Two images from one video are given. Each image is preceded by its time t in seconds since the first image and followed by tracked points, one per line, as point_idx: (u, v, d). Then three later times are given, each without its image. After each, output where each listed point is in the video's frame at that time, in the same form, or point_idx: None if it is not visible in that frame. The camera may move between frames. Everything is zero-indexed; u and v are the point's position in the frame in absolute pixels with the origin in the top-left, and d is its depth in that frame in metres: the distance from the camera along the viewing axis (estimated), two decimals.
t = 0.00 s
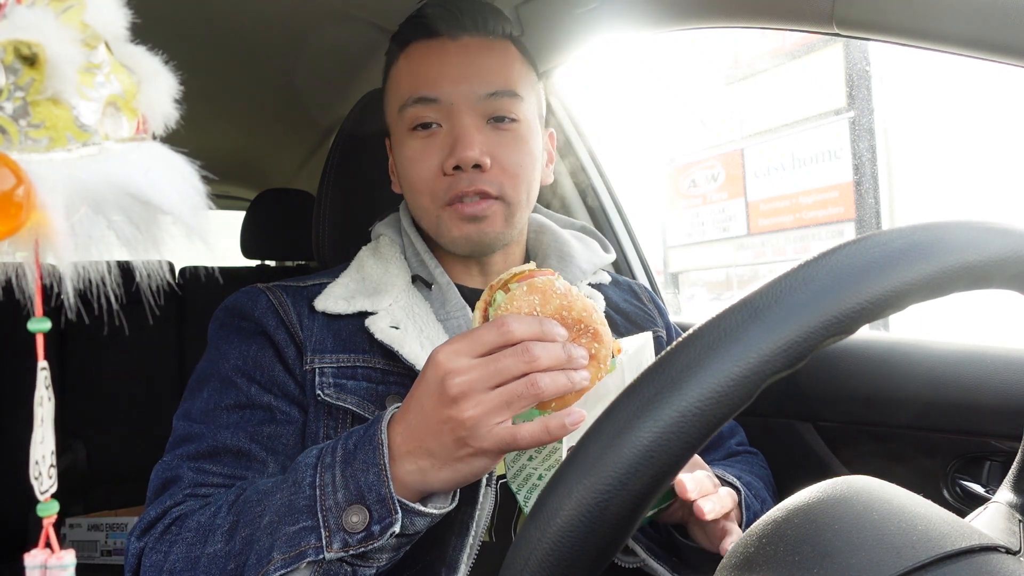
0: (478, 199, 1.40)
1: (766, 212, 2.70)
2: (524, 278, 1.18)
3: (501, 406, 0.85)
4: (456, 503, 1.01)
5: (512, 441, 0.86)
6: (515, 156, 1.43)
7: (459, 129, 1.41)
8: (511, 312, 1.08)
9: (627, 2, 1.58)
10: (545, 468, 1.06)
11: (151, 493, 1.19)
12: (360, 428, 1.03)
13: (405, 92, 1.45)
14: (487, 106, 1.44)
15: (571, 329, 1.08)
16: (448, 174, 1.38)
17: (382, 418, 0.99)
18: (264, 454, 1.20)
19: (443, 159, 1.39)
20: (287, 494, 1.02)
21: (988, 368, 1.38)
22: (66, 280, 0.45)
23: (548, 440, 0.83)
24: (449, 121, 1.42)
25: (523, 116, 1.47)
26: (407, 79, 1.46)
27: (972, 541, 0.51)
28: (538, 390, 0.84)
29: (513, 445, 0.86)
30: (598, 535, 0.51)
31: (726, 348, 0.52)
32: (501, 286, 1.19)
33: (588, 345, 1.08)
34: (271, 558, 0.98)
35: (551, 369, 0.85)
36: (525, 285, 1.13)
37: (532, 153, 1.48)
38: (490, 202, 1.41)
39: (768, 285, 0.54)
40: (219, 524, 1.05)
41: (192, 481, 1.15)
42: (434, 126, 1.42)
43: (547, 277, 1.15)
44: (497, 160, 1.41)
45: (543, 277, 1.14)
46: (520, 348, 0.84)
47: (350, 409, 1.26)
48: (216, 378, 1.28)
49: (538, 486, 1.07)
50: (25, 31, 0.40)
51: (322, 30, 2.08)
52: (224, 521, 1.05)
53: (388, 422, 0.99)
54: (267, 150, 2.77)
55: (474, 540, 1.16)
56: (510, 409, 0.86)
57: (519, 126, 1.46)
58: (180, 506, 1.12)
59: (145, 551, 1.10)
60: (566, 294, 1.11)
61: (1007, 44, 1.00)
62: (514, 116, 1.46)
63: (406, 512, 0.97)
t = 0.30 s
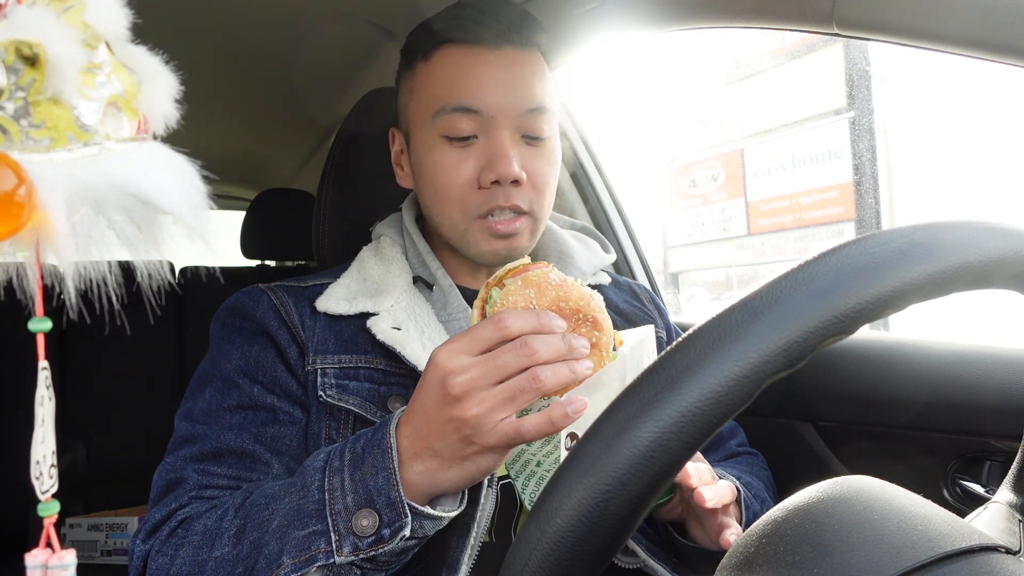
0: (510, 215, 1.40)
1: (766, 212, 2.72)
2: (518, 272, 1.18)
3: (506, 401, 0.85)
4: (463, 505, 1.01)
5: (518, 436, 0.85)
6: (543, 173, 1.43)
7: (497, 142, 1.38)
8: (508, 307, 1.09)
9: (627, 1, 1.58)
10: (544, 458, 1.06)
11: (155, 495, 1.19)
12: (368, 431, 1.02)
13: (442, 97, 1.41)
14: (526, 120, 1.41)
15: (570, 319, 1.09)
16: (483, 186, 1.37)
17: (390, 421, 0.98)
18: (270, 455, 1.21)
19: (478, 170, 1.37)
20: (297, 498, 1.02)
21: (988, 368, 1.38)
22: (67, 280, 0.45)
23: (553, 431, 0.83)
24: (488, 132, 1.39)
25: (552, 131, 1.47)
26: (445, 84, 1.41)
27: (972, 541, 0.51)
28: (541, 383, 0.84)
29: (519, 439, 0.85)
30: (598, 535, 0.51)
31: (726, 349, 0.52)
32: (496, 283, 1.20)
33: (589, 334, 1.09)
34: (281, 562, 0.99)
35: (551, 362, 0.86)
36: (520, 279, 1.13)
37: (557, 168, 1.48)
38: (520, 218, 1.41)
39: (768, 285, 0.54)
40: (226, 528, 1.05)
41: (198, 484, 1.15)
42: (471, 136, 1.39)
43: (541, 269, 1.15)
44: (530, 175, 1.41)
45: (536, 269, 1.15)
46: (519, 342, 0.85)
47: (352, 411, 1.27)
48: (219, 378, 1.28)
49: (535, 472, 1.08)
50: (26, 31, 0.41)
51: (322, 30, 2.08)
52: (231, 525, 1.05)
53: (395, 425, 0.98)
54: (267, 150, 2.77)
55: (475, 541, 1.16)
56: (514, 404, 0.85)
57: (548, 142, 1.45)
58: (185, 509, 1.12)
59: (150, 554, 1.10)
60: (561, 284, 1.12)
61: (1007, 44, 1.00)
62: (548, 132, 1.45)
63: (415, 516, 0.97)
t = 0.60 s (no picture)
0: (517, 217, 1.39)
1: (766, 212, 2.72)
2: (521, 273, 1.19)
3: (506, 398, 0.85)
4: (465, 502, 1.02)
5: (517, 432, 0.85)
6: (551, 177, 1.43)
7: (506, 146, 1.38)
8: (510, 307, 1.09)
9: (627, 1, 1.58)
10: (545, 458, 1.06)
11: (154, 495, 1.19)
12: (371, 430, 1.03)
13: (452, 98, 1.41)
14: (535, 124, 1.42)
15: (572, 320, 1.09)
16: (492, 188, 1.37)
17: (392, 420, 0.98)
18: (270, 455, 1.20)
19: (488, 172, 1.37)
20: (299, 496, 1.02)
21: (988, 368, 1.38)
22: (66, 280, 0.45)
23: (551, 426, 0.81)
24: (497, 135, 1.39)
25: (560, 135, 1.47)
26: (454, 85, 1.42)
27: (972, 541, 0.51)
28: (540, 380, 0.84)
29: (519, 434, 0.85)
30: (598, 534, 0.51)
31: (726, 349, 0.52)
32: (500, 284, 1.20)
33: (591, 335, 1.09)
34: (284, 559, 0.98)
35: (552, 360, 0.86)
36: (523, 280, 1.14)
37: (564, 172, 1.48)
38: (527, 221, 1.40)
39: (768, 285, 0.54)
40: (227, 526, 1.05)
41: (198, 483, 1.15)
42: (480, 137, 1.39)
43: (544, 270, 1.16)
44: (538, 178, 1.40)
45: (539, 270, 1.15)
46: (519, 339, 0.85)
47: (353, 411, 1.27)
48: (219, 378, 1.27)
49: (536, 475, 1.08)
50: (26, 31, 0.41)
51: (322, 30, 2.08)
52: (232, 523, 1.05)
53: (399, 422, 0.98)
54: (268, 150, 2.77)
55: (475, 542, 1.16)
56: (514, 401, 0.85)
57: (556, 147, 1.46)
58: (185, 507, 1.12)
59: (150, 552, 1.09)
60: (564, 284, 1.13)
61: (1007, 44, 1.00)
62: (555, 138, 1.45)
63: (418, 514, 0.97)
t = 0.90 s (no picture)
0: (503, 202, 1.39)
1: (766, 212, 2.74)
2: (525, 276, 1.18)
3: (502, 395, 0.84)
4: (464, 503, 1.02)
5: (513, 427, 0.85)
6: (538, 161, 1.43)
7: (488, 126, 1.39)
8: (512, 307, 1.10)
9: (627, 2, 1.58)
10: (546, 467, 1.06)
11: (149, 489, 1.18)
12: (372, 427, 1.03)
13: (433, 87, 1.43)
14: (516, 106, 1.43)
15: (574, 322, 1.10)
16: (476, 171, 1.37)
17: (393, 418, 0.99)
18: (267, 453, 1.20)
19: (472, 155, 1.37)
20: (298, 491, 1.02)
21: (988, 368, 1.38)
22: (67, 280, 0.45)
23: (549, 423, 0.81)
24: (479, 117, 1.40)
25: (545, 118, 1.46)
26: (436, 72, 1.44)
27: (972, 541, 0.51)
28: (539, 379, 0.83)
29: (515, 430, 0.85)
30: (598, 535, 0.51)
31: (726, 348, 0.52)
32: (503, 286, 1.19)
33: (591, 338, 1.09)
34: (280, 554, 0.99)
35: (552, 360, 0.85)
36: (525, 282, 1.15)
37: (553, 155, 1.47)
38: (513, 206, 1.39)
39: (768, 285, 0.54)
40: (224, 520, 1.05)
41: (194, 478, 1.15)
42: (462, 122, 1.41)
43: (547, 271, 1.17)
44: (523, 160, 1.40)
45: (542, 272, 1.16)
46: (519, 338, 0.84)
47: (351, 410, 1.27)
48: (217, 377, 1.28)
49: (538, 484, 1.08)
50: (26, 31, 0.41)
51: (322, 30, 2.08)
52: (229, 517, 1.05)
53: (399, 421, 0.99)
54: (268, 150, 2.77)
55: (474, 542, 1.16)
56: (511, 398, 0.85)
57: (543, 130, 1.45)
58: (182, 501, 1.12)
59: (144, 545, 1.10)
60: (565, 288, 1.14)
61: (1007, 44, 1.00)
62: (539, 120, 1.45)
63: (415, 512, 0.97)
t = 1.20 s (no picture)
0: (502, 195, 1.38)
1: (766, 212, 2.71)
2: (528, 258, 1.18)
3: (503, 371, 0.84)
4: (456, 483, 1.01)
5: (512, 403, 0.84)
6: (533, 156, 1.42)
7: (482, 125, 1.38)
8: (516, 286, 1.10)
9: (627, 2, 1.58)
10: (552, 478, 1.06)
11: (142, 469, 1.19)
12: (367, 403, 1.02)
13: (425, 86, 1.43)
14: (508, 105, 1.41)
15: (576, 307, 1.11)
16: (471, 167, 1.36)
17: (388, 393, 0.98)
18: (262, 440, 1.21)
19: (466, 153, 1.37)
20: (287, 463, 1.01)
21: (988, 368, 1.38)
22: (66, 280, 0.45)
23: (550, 399, 0.80)
24: (472, 116, 1.39)
25: (539, 116, 1.46)
26: (429, 72, 1.43)
27: (972, 541, 0.51)
28: (540, 356, 0.83)
29: (515, 405, 0.84)
30: (598, 535, 0.51)
31: (726, 349, 0.52)
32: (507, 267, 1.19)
33: (593, 323, 1.10)
34: (266, 523, 0.98)
35: (554, 339, 0.85)
36: (530, 264, 1.15)
37: (547, 153, 1.46)
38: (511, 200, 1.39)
39: (768, 285, 0.54)
40: (212, 495, 1.06)
41: (186, 459, 1.15)
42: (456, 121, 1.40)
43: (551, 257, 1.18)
44: (518, 157, 1.39)
45: (547, 257, 1.17)
46: (522, 316, 0.85)
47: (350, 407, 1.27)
48: (216, 368, 1.28)
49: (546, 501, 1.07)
50: (26, 31, 0.41)
51: (322, 30, 2.08)
52: (217, 492, 1.06)
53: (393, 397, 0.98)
54: (268, 151, 2.78)
55: (473, 540, 1.16)
56: (512, 374, 0.84)
57: (535, 126, 1.45)
58: (172, 480, 1.12)
59: (132, 522, 1.10)
60: (569, 272, 1.15)
61: (1007, 44, 1.00)
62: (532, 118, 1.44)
63: (405, 486, 0.96)
